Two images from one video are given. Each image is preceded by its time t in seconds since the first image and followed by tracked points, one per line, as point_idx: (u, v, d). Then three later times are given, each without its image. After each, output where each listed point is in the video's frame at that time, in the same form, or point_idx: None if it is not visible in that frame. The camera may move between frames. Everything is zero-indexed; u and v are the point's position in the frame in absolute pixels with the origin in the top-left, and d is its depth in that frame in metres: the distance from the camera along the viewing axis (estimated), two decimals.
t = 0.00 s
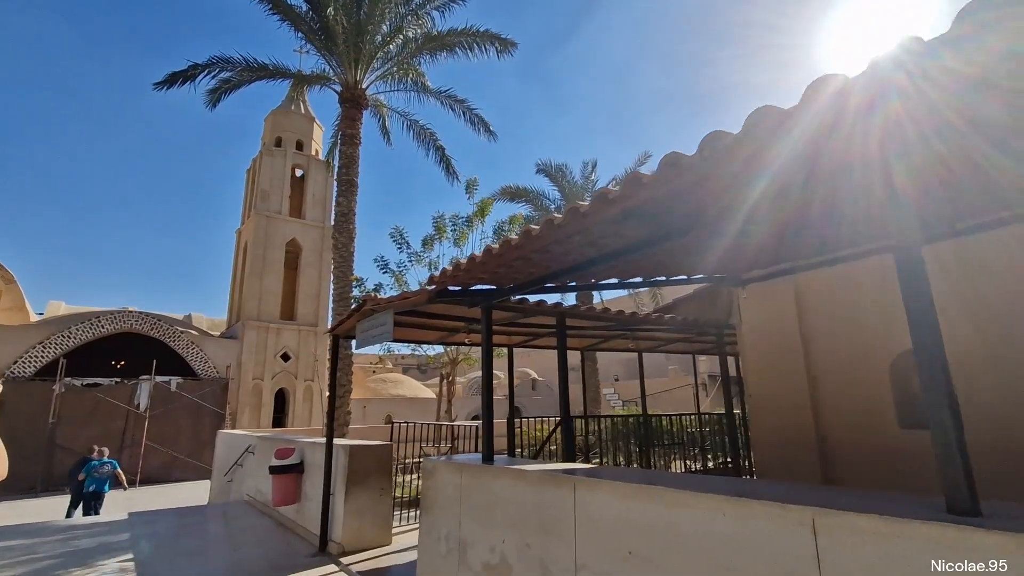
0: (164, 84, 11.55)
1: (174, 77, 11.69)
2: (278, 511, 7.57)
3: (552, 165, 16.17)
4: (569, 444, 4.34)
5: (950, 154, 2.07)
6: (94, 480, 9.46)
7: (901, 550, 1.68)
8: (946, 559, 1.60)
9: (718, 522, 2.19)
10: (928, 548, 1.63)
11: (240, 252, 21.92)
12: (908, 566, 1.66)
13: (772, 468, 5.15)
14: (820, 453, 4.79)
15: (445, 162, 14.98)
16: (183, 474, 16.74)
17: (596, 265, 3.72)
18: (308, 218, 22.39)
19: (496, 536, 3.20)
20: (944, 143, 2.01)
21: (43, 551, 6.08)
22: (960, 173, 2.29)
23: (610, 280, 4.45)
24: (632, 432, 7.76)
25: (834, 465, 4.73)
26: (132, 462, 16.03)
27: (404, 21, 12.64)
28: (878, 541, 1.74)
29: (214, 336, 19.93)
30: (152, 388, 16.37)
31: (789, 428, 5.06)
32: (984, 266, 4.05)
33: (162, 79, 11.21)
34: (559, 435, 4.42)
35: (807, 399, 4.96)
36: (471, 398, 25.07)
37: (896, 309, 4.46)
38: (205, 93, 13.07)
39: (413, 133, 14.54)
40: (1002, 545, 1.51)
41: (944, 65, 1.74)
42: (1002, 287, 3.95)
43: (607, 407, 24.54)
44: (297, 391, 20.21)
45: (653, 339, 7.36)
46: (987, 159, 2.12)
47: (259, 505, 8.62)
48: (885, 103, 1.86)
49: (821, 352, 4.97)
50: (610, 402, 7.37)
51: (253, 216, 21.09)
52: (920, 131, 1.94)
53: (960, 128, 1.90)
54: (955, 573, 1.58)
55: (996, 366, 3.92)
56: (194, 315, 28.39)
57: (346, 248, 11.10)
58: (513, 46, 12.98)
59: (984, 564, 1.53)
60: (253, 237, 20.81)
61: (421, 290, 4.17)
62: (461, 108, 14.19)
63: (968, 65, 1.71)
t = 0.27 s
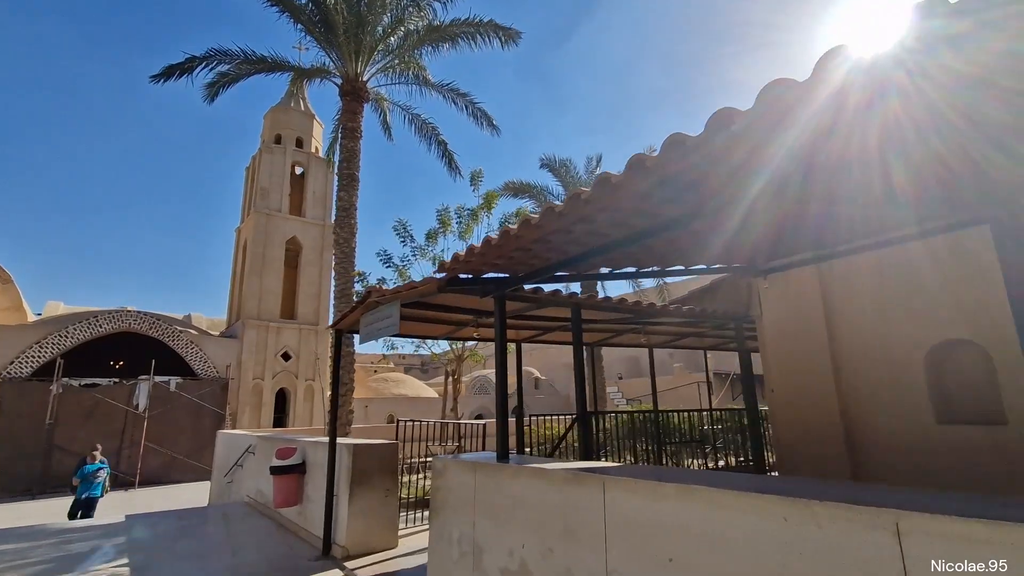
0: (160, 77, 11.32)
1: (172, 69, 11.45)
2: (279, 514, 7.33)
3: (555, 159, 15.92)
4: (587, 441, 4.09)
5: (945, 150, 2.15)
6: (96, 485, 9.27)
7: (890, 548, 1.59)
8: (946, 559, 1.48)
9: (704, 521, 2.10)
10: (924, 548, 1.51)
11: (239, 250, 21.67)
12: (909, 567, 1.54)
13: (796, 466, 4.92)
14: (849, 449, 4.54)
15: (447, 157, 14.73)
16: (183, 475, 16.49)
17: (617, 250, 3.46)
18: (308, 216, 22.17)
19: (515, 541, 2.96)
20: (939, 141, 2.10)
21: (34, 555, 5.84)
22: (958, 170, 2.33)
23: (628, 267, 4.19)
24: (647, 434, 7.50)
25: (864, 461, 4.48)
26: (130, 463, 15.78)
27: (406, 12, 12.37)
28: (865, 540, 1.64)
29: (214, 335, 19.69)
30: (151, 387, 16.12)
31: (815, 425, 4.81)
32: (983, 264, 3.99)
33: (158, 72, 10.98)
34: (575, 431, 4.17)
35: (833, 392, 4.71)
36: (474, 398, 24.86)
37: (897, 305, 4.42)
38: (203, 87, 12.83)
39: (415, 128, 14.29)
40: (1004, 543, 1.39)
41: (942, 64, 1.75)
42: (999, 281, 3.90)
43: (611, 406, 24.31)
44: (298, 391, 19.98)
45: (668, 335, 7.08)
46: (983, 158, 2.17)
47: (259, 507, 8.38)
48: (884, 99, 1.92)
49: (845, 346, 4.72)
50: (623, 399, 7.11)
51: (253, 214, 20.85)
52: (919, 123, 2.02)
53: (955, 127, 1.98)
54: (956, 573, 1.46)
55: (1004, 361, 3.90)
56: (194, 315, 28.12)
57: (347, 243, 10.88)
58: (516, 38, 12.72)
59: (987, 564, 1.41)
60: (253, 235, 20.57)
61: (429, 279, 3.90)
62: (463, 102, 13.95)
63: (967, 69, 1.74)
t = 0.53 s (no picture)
0: (156, 72, 11.07)
1: (168, 64, 11.21)
2: (280, 521, 7.08)
3: (559, 156, 15.66)
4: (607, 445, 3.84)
5: None
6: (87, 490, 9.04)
7: (883, 557, 1.55)
8: (945, 559, 1.45)
9: (692, 527, 2.05)
10: (920, 550, 1.48)
11: (239, 250, 21.42)
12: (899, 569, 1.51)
13: (826, 469, 4.69)
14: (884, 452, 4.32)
15: (450, 154, 14.47)
16: (183, 479, 16.24)
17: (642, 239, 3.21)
18: (309, 215, 21.92)
19: (537, 557, 2.71)
20: None
21: (25, 567, 5.59)
22: None
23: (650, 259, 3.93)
24: (664, 440, 7.24)
25: (900, 465, 4.26)
26: (129, 467, 15.54)
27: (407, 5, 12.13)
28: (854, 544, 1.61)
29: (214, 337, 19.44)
30: (150, 390, 15.88)
31: (846, 425, 4.59)
32: (1003, 260, 3.79)
33: (154, 67, 10.74)
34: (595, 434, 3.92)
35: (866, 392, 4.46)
36: (477, 398, 24.61)
37: (935, 297, 4.14)
38: (200, 83, 12.58)
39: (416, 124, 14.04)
40: (999, 541, 1.36)
41: (904, 74, 1.71)
42: None
43: (616, 405, 24.05)
44: (299, 392, 19.73)
45: (683, 330, 6.81)
46: None
47: (260, 513, 8.12)
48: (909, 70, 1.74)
49: (877, 342, 4.46)
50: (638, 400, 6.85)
51: (252, 213, 20.61)
52: (935, 90, 1.89)
53: None
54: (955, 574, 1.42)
55: None
56: (194, 317, 27.85)
57: (348, 241, 10.63)
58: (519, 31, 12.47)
59: (985, 564, 1.37)
60: (253, 235, 20.32)
61: (439, 273, 3.64)
62: (466, 97, 13.71)
63: None
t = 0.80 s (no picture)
0: (160, 70, 10.92)
1: (172, 62, 11.06)
2: (288, 527, 6.86)
3: (568, 152, 15.41)
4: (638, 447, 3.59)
5: None
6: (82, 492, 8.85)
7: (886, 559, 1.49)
8: (945, 558, 1.40)
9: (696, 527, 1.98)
10: (921, 549, 1.43)
11: (245, 252, 21.30)
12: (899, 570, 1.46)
13: (865, 475, 4.41)
14: (929, 458, 4.03)
15: (457, 151, 14.27)
16: (189, 483, 16.06)
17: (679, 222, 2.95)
18: (315, 216, 21.78)
19: (569, 570, 2.48)
20: None
21: None
22: None
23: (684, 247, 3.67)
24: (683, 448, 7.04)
25: (946, 471, 3.99)
26: (136, 471, 15.40)
27: None
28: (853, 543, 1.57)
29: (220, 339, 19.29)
30: (156, 393, 15.73)
31: (886, 424, 4.32)
32: None
33: (158, 65, 10.60)
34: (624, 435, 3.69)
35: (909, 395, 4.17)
36: (485, 400, 24.36)
37: (983, 285, 3.87)
38: (205, 82, 12.44)
39: (423, 122, 13.84)
40: (1002, 541, 1.32)
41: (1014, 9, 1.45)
42: None
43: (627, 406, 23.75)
44: (307, 395, 19.55)
45: (705, 326, 6.54)
46: None
47: (268, 518, 7.91)
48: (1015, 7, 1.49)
49: (919, 335, 4.19)
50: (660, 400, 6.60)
51: (258, 215, 20.48)
52: None
53: None
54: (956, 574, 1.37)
55: None
56: (201, 320, 27.77)
57: (356, 240, 10.43)
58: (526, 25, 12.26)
59: (986, 564, 1.32)
60: (259, 236, 20.19)
61: (458, 262, 3.40)
62: (473, 93, 13.49)
63: None
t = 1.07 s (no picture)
0: (166, 70, 10.78)
1: (177, 62, 10.91)
2: (297, 537, 6.62)
3: (578, 150, 15.17)
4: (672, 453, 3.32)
5: None
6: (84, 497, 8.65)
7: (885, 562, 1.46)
8: (946, 558, 1.36)
9: (731, 544, 1.82)
10: (921, 551, 1.39)
11: (253, 255, 21.17)
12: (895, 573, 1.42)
13: (912, 482, 4.11)
14: (985, 465, 3.71)
15: (466, 150, 14.05)
16: (198, 488, 15.89)
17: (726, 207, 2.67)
18: (322, 218, 21.64)
19: None
20: None
21: None
22: None
23: (722, 238, 3.39)
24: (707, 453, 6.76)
25: (1002, 477, 3.68)
26: (144, 476, 15.25)
27: None
28: (850, 550, 1.53)
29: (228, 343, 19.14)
30: (164, 398, 15.59)
31: (932, 426, 4.03)
32: None
33: (163, 64, 10.45)
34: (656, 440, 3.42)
35: (960, 396, 3.85)
36: (494, 403, 24.11)
37: None
38: (211, 82, 12.30)
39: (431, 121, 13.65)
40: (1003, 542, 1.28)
41: None
42: None
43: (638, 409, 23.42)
44: (315, 398, 19.37)
45: (730, 324, 6.24)
46: None
47: (276, 526, 7.67)
48: None
49: (969, 330, 3.88)
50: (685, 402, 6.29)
51: (265, 218, 20.36)
52: None
53: None
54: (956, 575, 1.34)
55: None
56: (208, 324, 27.67)
57: (364, 240, 10.22)
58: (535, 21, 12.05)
59: (985, 564, 1.29)
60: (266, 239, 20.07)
61: (477, 255, 3.12)
62: (482, 91, 13.29)
63: None
